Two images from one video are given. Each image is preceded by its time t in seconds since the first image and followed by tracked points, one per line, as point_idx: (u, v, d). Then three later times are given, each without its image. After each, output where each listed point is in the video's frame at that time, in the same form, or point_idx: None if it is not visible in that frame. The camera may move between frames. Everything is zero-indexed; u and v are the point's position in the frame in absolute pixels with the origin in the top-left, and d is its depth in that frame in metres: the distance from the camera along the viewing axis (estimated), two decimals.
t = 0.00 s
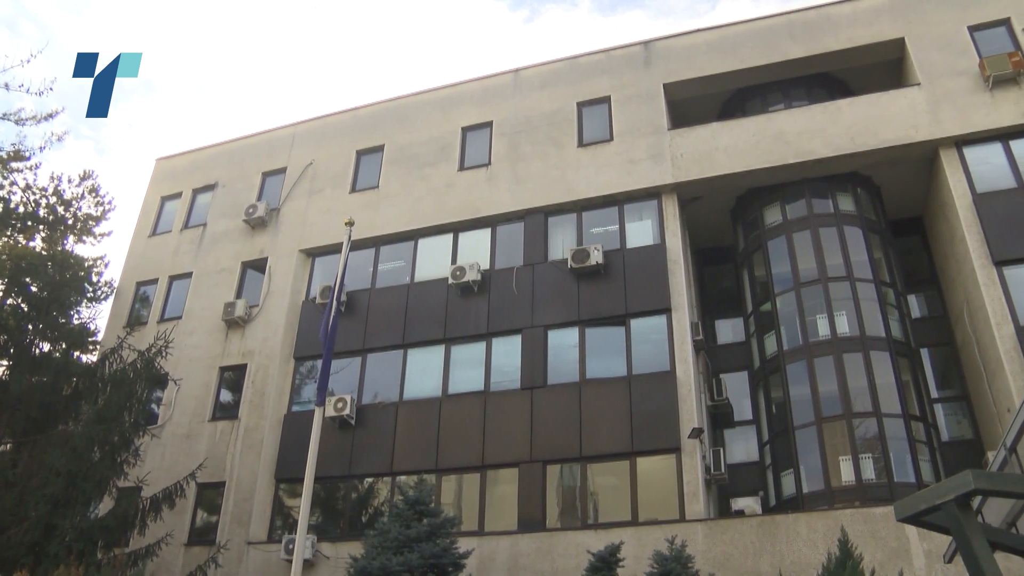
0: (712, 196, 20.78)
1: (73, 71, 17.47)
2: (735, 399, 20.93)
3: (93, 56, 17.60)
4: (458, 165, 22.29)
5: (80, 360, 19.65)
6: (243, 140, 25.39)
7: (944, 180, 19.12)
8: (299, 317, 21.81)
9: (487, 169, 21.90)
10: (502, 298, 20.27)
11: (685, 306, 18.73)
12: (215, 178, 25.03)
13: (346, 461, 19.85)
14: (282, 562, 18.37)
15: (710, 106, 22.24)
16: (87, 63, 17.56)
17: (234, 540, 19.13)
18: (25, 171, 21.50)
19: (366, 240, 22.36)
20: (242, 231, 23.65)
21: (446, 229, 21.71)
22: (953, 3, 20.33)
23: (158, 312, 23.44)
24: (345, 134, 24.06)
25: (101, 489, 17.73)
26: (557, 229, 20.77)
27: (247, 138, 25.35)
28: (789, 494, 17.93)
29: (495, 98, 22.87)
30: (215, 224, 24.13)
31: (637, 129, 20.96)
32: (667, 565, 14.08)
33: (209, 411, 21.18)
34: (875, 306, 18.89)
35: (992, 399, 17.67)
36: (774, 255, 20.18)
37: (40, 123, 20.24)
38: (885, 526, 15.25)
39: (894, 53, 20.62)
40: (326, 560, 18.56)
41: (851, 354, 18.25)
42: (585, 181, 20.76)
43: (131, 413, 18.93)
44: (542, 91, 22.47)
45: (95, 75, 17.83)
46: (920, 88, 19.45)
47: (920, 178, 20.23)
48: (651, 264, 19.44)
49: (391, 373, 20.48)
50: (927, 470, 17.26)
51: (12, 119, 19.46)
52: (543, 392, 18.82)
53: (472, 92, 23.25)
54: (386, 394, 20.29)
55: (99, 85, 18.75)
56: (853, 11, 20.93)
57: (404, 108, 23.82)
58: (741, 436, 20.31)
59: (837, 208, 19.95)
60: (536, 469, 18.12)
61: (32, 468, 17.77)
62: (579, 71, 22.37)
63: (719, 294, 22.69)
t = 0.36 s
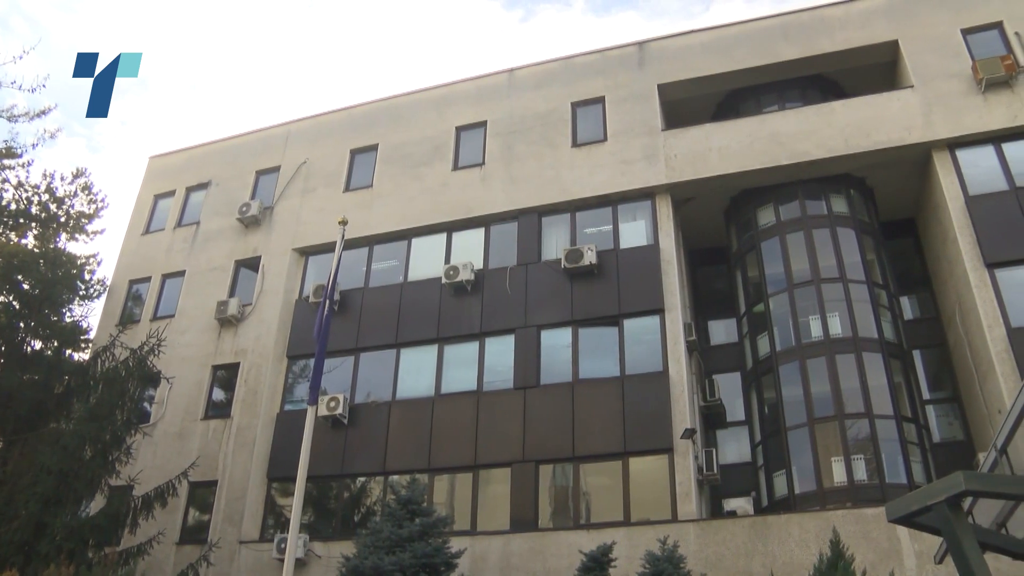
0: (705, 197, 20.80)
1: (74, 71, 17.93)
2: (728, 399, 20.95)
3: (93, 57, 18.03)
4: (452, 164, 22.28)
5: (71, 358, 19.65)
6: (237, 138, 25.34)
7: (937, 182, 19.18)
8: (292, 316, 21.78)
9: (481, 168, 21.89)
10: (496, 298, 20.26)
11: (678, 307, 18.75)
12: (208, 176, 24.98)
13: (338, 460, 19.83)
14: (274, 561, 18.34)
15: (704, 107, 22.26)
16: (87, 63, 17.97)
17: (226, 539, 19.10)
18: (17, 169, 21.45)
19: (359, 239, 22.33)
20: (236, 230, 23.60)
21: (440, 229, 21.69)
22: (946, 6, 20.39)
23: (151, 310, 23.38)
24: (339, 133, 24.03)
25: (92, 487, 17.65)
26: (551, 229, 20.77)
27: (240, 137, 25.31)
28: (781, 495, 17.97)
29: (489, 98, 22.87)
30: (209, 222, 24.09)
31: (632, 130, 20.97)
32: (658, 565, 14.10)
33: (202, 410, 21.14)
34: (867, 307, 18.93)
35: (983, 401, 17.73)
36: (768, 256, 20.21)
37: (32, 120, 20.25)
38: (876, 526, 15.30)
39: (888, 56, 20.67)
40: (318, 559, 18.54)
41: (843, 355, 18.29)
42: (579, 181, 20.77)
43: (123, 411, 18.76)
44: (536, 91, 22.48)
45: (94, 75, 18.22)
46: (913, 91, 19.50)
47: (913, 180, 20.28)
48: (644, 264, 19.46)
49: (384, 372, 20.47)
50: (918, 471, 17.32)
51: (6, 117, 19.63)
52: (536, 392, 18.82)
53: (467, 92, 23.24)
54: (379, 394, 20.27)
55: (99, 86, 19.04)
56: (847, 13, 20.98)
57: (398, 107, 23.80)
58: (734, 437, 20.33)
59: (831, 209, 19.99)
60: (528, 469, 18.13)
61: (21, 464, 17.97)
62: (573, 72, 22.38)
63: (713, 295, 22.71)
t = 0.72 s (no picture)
0: (696, 198, 20.84)
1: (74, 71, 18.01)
2: (717, 400, 20.99)
3: (93, 57, 18.09)
4: (443, 164, 22.27)
5: (59, 355, 19.51)
6: (227, 136, 25.26)
7: (926, 185, 19.25)
8: (282, 315, 21.73)
9: (472, 168, 21.89)
10: (486, 298, 20.25)
11: (668, 308, 18.78)
12: (199, 174, 24.90)
13: (327, 459, 19.79)
14: (263, 560, 18.31)
15: (696, 108, 22.29)
16: (87, 63, 18.07)
17: (214, 537, 19.04)
18: (6, 164, 21.33)
19: (350, 237, 22.28)
20: (226, 227, 23.54)
21: (430, 228, 21.67)
22: (937, 9, 20.48)
23: (140, 307, 23.29)
24: (330, 131, 23.98)
25: (79, 485, 17.60)
26: (542, 229, 20.78)
27: (231, 134, 25.24)
28: (770, 496, 18.01)
29: (481, 97, 22.86)
30: (199, 220, 24.01)
31: (623, 131, 20.99)
32: (647, 565, 14.13)
33: (191, 408, 21.07)
34: (856, 309, 19.00)
35: (970, 403, 17.82)
36: (758, 257, 20.26)
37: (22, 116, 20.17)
38: (864, 528, 15.37)
39: (878, 59, 20.74)
40: (307, 558, 18.50)
41: (832, 357, 18.34)
42: (570, 181, 20.78)
43: (111, 409, 18.73)
44: (528, 91, 22.48)
45: (94, 75, 18.33)
46: (903, 94, 19.57)
47: (902, 183, 20.36)
48: (634, 264, 19.49)
49: (374, 371, 20.44)
50: (906, 473, 17.40)
51: None
52: (526, 392, 18.83)
53: (459, 91, 23.23)
54: (369, 393, 20.24)
55: (99, 87, 19.11)
56: (838, 16, 21.04)
57: (390, 106, 23.77)
58: (723, 438, 20.38)
59: (821, 211, 20.05)
60: (517, 469, 18.14)
61: (8, 463, 17.84)
62: (565, 72, 22.38)
63: (703, 296, 22.74)
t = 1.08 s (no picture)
0: (685, 199, 20.87)
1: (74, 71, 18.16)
2: (705, 401, 21.03)
3: (93, 57, 18.30)
4: (433, 162, 22.25)
5: (45, 352, 19.34)
6: (217, 133, 25.18)
7: (914, 188, 19.33)
8: (270, 313, 21.67)
9: (462, 167, 21.87)
10: (475, 297, 20.24)
11: (657, 308, 18.80)
12: (188, 171, 24.80)
13: (315, 458, 19.75)
14: (249, 560, 18.29)
15: (686, 110, 22.33)
16: (87, 63, 18.24)
17: (200, 535, 18.96)
18: None
19: (339, 235, 22.22)
20: (215, 225, 23.46)
21: (420, 227, 21.65)
22: (926, 13, 20.56)
23: (127, 304, 23.18)
24: (320, 129, 23.92)
25: (65, 483, 17.48)
26: (531, 229, 20.78)
27: (221, 131, 25.15)
28: (757, 497, 18.06)
29: (471, 97, 22.84)
30: (188, 217, 23.92)
31: (613, 131, 21.00)
32: (634, 565, 14.15)
33: (178, 405, 20.98)
34: (844, 311, 19.06)
35: (956, 406, 17.92)
36: (746, 259, 20.30)
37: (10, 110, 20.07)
38: (850, 529, 15.44)
39: (868, 62, 20.81)
40: (293, 557, 18.45)
41: (820, 359, 18.38)
42: (560, 181, 20.78)
43: (98, 406, 18.65)
44: (519, 90, 22.47)
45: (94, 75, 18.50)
46: (892, 97, 19.65)
47: (891, 186, 20.43)
48: (623, 265, 19.52)
49: (363, 370, 20.40)
50: (892, 475, 17.48)
51: None
52: (514, 392, 18.83)
53: (450, 90, 23.20)
54: (357, 391, 20.20)
55: (99, 87, 19.24)
56: (828, 19, 21.11)
57: (380, 105, 23.72)
58: (710, 439, 20.41)
59: (810, 213, 20.10)
60: (505, 469, 18.14)
61: None
62: (556, 72, 22.39)
63: (692, 297, 22.78)
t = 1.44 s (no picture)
0: (675, 200, 20.90)
1: (74, 71, 18.20)
2: (693, 403, 21.07)
3: (93, 57, 18.39)
4: (423, 162, 22.23)
5: (32, 348, 19.23)
6: (208, 130, 25.10)
7: (903, 191, 19.41)
8: (259, 311, 21.61)
9: (452, 166, 21.86)
10: (465, 297, 20.23)
11: (646, 309, 18.83)
12: (178, 168, 24.72)
13: (303, 456, 19.70)
14: (236, 558, 18.22)
15: (676, 111, 22.36)
16: (87, 63, 18.32)
17: (187, 534, 18.90)
18: None
19: (329, 234, 22.18)
20: (204, 222, 23.39)
21: (410, 226, 21.62)
22: (916, 17, 20.64)
23: (116, 302, 23.09)
24: (311, 128, 23.87)
25: (50, 481, 17.43)
26: (521, 229, 20.78)
27: (211, 128, 25.08)
28: (744, 498, 18.10)
29: (462, 96, 22.83)
30: (177, 214, 23.84)
31: (604, 132, 21.02)
32: (622, 565, 14.17)
33: (166, 403, 20.90)
34: (833, 314, 19.12)
35: (943, 408, 18.00)
36: (736, 260, 20.34)
37: None
38: (837, 530, 15.50)
39: (858, 65, 20.88)
40: (281, 555, 18.42)
41: (809, 360, 18.43)
42: (551, 182, 20.78)
43: (85, 404, 18.57)
44: (510, 90, 22.47)
45: (94, 75, 18.58)
46: (882, 100, 19.72)
47: (880, 189, 20.51)
48: (613, 265, 19.54)
49: (351, 369, 20.36)
50: (879, 476, 17.56)
51: None
52: (503, 392, 18.83)
53: (441, 89, 23.18)
54: (346, 390, 20.17)
55: (98, 87, 19.28)
56: (819, 22, 21.16)
57: (371, 103, 23.69)
58: (698, 440, 20.46)
59: (799, 215, 20.16)
60: (493, 468, 18.13)
61: None
62: (547, 72, 22.39)
63: (681, 298, 22.82)
